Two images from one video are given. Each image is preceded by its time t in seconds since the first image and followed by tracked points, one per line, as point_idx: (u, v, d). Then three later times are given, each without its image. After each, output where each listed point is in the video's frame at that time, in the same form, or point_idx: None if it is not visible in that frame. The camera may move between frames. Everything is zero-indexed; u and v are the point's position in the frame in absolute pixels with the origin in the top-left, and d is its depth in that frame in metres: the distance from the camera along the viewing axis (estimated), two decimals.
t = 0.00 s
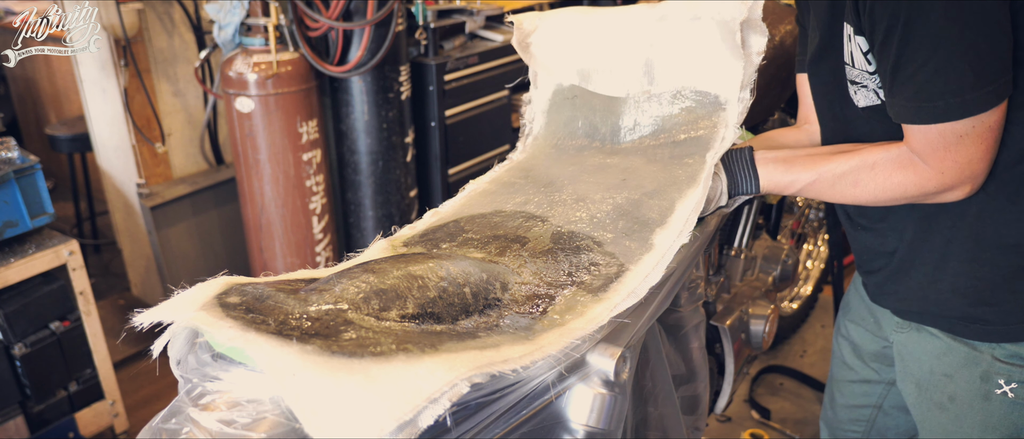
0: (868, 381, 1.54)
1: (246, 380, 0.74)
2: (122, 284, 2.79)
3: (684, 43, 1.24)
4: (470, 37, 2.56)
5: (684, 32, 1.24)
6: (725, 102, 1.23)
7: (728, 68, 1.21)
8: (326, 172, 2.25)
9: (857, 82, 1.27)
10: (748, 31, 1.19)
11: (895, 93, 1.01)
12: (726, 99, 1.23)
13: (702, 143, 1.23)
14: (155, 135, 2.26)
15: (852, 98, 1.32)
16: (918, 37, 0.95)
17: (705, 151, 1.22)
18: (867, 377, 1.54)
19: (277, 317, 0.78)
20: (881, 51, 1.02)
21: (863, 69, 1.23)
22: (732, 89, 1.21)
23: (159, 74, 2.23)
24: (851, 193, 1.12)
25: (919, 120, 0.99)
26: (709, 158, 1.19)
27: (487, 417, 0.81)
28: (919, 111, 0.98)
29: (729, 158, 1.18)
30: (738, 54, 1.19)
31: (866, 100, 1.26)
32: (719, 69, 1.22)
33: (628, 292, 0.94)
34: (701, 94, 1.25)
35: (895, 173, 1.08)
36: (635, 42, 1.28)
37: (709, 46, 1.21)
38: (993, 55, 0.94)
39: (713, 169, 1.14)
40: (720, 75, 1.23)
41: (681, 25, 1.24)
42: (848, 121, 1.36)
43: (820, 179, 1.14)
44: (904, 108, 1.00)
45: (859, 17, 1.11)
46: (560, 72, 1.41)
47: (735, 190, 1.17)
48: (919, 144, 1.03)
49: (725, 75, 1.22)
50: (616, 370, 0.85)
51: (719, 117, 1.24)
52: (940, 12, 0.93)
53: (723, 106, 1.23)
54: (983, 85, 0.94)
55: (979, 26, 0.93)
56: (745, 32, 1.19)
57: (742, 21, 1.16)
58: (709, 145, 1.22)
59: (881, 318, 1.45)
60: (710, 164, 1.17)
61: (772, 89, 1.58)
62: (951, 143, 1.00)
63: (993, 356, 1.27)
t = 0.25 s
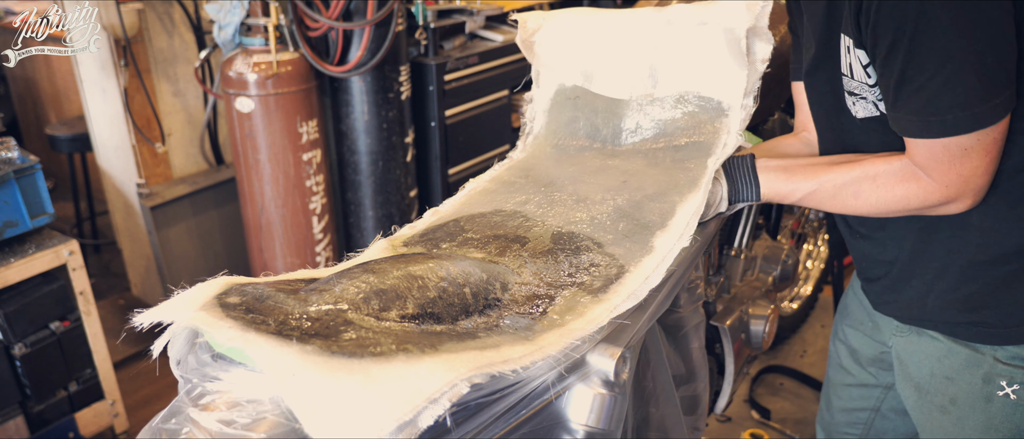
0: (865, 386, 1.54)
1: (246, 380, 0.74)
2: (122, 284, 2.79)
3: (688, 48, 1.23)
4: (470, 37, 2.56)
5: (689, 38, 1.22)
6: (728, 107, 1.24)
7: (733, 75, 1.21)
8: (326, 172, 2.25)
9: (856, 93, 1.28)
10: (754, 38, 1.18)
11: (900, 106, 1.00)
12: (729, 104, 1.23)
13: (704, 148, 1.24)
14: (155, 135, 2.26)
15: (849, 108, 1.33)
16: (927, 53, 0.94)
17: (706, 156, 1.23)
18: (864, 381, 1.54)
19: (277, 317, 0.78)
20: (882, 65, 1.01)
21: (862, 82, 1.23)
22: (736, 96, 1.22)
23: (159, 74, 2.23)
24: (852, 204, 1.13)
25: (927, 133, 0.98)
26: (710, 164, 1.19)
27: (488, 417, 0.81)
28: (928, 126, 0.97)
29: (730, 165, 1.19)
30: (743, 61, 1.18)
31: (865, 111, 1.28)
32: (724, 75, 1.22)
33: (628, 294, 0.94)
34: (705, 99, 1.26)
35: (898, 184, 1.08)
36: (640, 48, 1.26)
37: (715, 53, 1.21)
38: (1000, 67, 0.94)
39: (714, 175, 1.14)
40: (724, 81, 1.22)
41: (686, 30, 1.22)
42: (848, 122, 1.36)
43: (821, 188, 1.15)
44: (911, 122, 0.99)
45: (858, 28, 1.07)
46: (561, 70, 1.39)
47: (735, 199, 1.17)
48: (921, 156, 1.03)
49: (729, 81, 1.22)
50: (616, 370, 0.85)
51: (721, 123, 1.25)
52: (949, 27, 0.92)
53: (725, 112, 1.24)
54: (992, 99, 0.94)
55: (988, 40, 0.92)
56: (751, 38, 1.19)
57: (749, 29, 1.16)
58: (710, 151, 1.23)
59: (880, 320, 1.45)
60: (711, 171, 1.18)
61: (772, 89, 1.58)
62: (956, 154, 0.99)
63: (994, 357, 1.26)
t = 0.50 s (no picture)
0: (864, 381, 1.54)
1: (245, 380, 0.74)
2: (122, 284, 2.79)
3: (698, 59, 1.22)
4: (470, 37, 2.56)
5: (700, 49, 1.21)
6: (732, 121, 1.23)
7: (740, 89, 1.20)
8: (326, 172, 2.25)
9: (858, 107, 1.28)
10: (764, 53, 1.17)
11: (915, 129, 1.00)
12: (734, 117, 1.22)
13: (705, 158, 1.24)
14: (155, 135, 2.26)
15: (847, 119, 1.34)
16: (951, 77, 0.95)
17: (708, 167, 1.22)
18: (862, 376, 1.54)
19: (277, 317, 0.78)
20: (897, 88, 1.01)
21: (866, 98, 1.22)
22: (742, 110, 1.21)
23: (159, 74, 2.23)
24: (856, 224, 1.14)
25: (944, 157, 0.98)
26: (712, 175, 1.19)
27: (488, 417, 0.81)
28: (947, 148, 0.98)
29: (732, 188, 1.16)
30: (751, 76, 1.18)
31: (864, 124, 1.29)
32: (731, 88, 1.21)
33: (628, 296, 0.94)
34: (710, 111, 1.25)
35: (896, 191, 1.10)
36: (650, 57, 1.26)
37: (724, 68, 1.20)
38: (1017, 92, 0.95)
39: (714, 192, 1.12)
40: (731, 93, 1.21)
41: (697, 41, 1.21)
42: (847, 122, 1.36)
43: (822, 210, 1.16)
44: (927, 145, 0.99)
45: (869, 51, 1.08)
46: (568, 72, 1.39)
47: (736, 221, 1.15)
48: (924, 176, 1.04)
49: (736, 95, 1.21)
50: (616, 370, 0.85)
51: (724, 135, 1.24)
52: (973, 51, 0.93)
53: (730, 124, 1.23)
54: (1011, 122, 0.95)
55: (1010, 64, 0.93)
56: (761, 53, 1.18)
57: (760, 44, 1.15)
58: (712, 163, 1.22)
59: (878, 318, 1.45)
60: (712, 182, 1.17)
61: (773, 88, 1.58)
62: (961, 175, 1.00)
63: (989, 352, 1.27)
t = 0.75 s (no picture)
0: (863, 375, 1.55)
1: (246, 380, 0.74)
2: (122, 284, 2.79)
3: (697, 58, 1.22)
4: (470, 37, 2.56)
5: (699, 48, 1.21)
6: (731, 119, 1.23)
7: (738, 86, 1.20)
8: (326, 172, 2.25)
9: (860, 121, 1.27)
10: (761, 50, 1.17)
11: (924, 149, 1.02)
12: (734, 116, 1.22)
13: (705, 157, 1.24)
14: (155, 135, 2.27)
15: (848, 131, 1.34)
16: (964, 104, 0.96)
17: (708, 166, 1.22)
18: (862, 370, 1.54)
19: (277, 317, 0.78)
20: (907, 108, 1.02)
21: (871, 114, 1.22)
22: (741, 107, 1.21)
23: (159, 74, 2.23)
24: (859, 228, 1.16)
25: (952, 176, 1.00)
26: (712, 175, 1.19)
27: (488, 417, 0.81)
28: (956, 170, 1.00)
29: (734, 187, 1.16)
30: (749, 73, 1.18)
31: (866, 137, 1.28)
32: (730, 86, 1.21)
33: (628, 296, 0.94)
34: (709, 110, 1.24)
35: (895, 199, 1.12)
36: (647, 56, 1.26)
37: (721, 65, 1.20)
38: None
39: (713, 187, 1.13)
40: (730, 92, 1.21)
41: (696, 40, 1.21)
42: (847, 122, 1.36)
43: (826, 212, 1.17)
44: (936, 164, 1.01)
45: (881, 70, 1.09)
46: (567, 73, 1.39)
47: (737, 218, 1.15)
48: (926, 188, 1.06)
49: (734, 93, 1.21)
50: (616, 370, 0.85)
51: (723, 133, 1.24)
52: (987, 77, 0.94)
53: (729, 123, 1.23)
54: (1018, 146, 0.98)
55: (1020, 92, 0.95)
56: (759, 51, 1.17)
57: (759, 41, 1.15)
58: (712, 161, 1.22)
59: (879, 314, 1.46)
60: (712, 182, 1.17)
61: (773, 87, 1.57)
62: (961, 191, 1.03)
63: (986, 346, 1.26)
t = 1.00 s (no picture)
0: (864, 373, 1.54)
1: (246, 380, 0.74)
2: (122, 284, 2.79)
3: (697, 58, 1.21)
4: (470, 37, 2.56)
5: (699, 48, 1.21)
6: (731, 120, 1.22)
7: (739, 88, 1.19)
8: (326, 172, 2.25)
9: (858, 131, 1.28)
10: (763, 51, 1.17)
11: (920, 161, 1.02)
12: (734, 116, 1.22)
13: (705, 157, 1.24)
14: (155, 135, 2.27)
15: (846, 141, 1.34)
16: (960, 119, 0.96)
17: (708, 167, 1.22)
18: (862, 368, 1.54)
19: (277, 317, 0.78)
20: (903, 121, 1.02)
21: (871, 125, 1.23)
22: (741, 108, 1.20)
23: (159, 74, 2.23)
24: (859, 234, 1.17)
25: (948, 188, 1.01)
26: (712, 175, 1.19)
27: (488, 417, 0.81)
28: (956, 182, 1.00)
29: (737, 192, 1.16)
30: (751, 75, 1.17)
31: (865, 147, 1.29)
32: (730, 87, 1.20)
33: (628, 296, 0.94)
34: (710, 110, 1.24)
35: (892, 210, 1.13)
36: (647, 55, 1.26)
37: (723, 66, 1.19)
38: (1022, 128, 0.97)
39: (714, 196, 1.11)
40: (730, 92, 1.21)
41: (696, 41, 1.20)
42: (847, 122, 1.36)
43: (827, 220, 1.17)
44: (931, 175, 1.01)
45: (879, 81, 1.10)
46: (567, 71, 1.39)
47: (738, 227, 1.15)
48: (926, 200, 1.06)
49: (735, 95, 1.20)
50: (616, 371, 0.85)
51: (723, 134, 1.23)
52: (983, 95, 0.94)
53: (730, 124, 1.23)
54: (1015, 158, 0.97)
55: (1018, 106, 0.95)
56: (760, 52, 1.17)
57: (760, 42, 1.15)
58: (712, 161, 1.22)
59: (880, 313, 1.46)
60: (711, 183, 1.17)
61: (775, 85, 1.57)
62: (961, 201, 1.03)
63: (985, 344, 1.26)
